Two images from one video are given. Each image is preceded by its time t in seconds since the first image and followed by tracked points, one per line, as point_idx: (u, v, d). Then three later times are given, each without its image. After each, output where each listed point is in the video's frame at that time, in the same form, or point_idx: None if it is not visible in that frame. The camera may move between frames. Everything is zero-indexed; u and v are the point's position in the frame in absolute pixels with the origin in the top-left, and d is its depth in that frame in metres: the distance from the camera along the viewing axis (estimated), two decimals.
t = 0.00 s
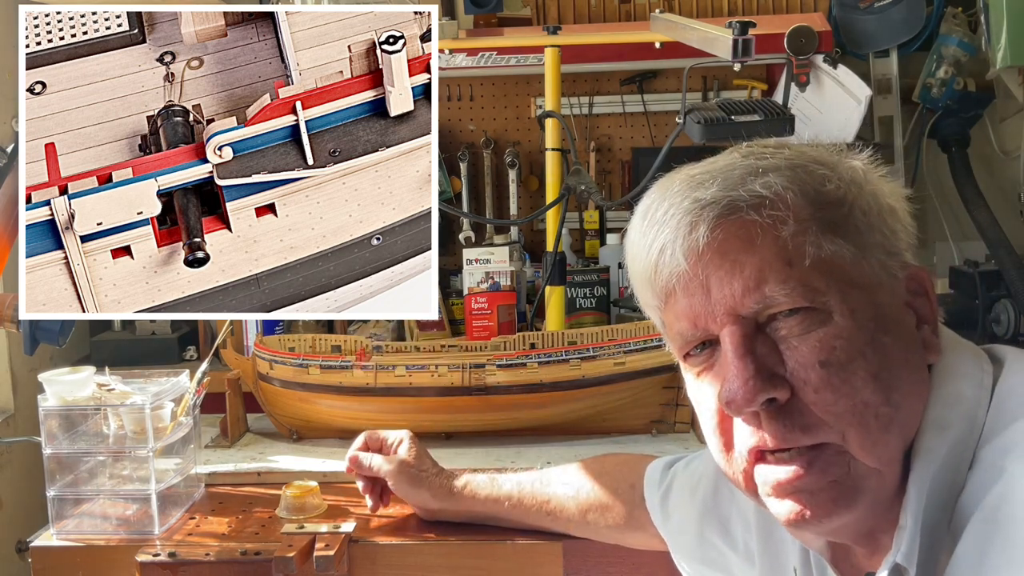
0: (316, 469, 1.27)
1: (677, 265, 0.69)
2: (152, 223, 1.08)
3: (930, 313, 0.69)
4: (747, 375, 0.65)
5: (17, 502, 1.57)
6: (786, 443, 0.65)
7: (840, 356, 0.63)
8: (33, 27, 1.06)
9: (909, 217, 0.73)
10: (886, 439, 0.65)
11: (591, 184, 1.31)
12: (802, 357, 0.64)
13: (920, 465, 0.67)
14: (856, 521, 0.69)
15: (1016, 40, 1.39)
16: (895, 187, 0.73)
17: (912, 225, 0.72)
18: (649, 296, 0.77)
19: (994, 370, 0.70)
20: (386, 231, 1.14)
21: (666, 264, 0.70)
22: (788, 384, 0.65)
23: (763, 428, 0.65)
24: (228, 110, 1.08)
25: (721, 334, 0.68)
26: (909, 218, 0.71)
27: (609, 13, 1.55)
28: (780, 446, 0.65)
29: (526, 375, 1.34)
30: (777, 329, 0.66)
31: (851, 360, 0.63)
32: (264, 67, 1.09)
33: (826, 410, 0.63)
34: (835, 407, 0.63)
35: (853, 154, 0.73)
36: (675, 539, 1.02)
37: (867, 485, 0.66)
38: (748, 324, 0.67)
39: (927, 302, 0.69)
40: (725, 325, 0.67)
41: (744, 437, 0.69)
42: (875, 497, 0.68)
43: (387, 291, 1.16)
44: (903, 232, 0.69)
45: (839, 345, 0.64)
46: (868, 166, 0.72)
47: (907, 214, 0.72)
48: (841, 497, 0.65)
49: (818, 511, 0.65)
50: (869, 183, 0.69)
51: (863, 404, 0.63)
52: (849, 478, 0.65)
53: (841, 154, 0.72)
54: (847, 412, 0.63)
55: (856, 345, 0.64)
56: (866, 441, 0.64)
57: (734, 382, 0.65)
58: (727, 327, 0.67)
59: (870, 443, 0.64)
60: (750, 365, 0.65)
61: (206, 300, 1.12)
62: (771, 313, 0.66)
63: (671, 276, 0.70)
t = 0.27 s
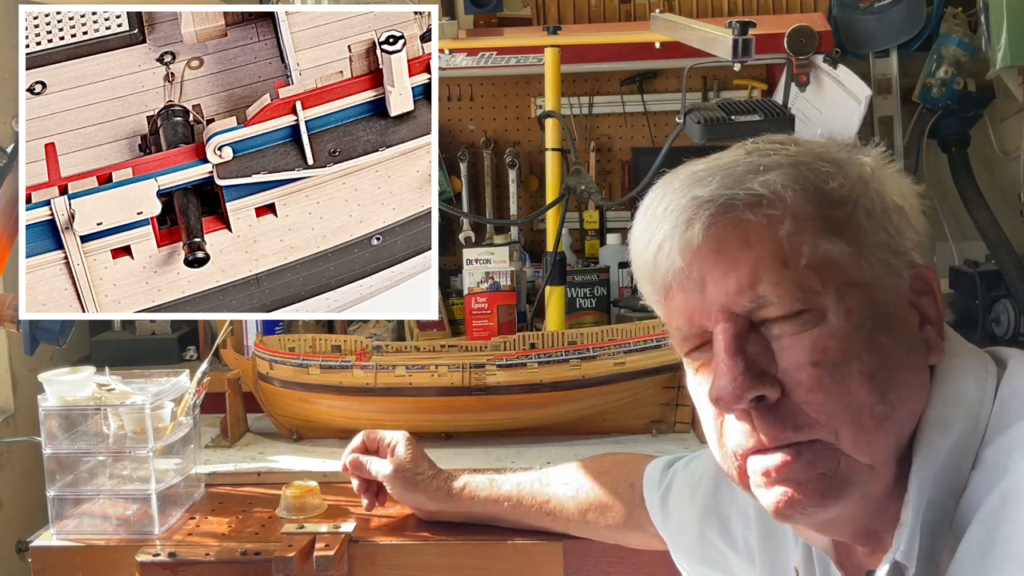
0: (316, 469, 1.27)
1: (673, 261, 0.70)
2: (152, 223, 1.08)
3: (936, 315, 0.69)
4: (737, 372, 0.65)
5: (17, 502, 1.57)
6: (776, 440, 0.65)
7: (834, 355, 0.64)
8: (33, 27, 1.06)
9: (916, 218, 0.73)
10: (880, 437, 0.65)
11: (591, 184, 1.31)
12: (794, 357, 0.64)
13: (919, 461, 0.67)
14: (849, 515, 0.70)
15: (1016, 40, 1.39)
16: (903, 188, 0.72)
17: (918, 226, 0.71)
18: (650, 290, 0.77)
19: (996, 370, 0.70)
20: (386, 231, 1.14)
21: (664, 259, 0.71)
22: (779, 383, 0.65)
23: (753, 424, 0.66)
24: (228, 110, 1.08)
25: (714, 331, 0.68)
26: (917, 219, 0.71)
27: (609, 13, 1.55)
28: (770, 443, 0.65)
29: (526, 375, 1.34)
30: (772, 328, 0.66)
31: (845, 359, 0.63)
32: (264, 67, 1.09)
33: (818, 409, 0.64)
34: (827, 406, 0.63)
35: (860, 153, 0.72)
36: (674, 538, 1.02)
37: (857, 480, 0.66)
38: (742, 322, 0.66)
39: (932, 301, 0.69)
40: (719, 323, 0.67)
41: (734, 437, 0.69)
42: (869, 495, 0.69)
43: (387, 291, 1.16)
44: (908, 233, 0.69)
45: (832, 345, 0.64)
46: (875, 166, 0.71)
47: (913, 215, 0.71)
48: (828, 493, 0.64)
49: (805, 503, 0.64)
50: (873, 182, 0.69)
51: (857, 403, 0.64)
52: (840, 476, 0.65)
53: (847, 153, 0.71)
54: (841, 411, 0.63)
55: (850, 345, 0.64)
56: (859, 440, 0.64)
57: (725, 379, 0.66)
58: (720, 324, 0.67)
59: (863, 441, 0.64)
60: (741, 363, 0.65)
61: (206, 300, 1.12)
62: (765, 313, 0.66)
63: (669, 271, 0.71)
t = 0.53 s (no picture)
0: (316, 469, 1.27)
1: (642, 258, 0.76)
2: (152, 223, 1.08)
3: (854, 371, 0.61)
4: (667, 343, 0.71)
5: (17, 502, 1.57)
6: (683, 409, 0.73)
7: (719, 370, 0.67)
8: (33, 27, 1.06)
9: (922, 251, 0.59)
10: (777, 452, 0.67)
11: (591, 184, 1.31)
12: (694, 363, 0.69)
13: (906, 454, 0.62)
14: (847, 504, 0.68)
15: (1016, 40, 1.38)
16: (898, 215, 0.59)
17: (904, 265, 0.59)
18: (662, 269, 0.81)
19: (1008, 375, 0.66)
20: (386, 231, 1.14)
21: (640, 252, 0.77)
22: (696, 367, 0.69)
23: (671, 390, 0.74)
24: (228, 111, 1.08)
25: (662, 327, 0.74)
26: (947, 248, 0.60)
27: (609, 13, 1.55)
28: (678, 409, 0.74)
29: (526, 375, 1.34)
30: (702, 323, 0.68)
31: (738, 366, 0.66)
32: (264, 67, 1.09)
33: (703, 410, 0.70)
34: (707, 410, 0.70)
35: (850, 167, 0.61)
36: (680, 537, 1.01)
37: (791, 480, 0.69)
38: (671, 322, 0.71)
39: (858, 351, 0.61)
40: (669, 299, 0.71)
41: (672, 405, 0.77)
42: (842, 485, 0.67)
43: (387, 291, 1.16)
44: (852, 278, 0.60)
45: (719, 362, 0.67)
46: (853, 188, 0.60)
47: (898, 252, 0.59)
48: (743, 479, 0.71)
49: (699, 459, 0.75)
50: (867, 197, 0.60)
51: (740, 405, 0.67)
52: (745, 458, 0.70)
53: (818, 171, 0.62)
54: (728, 406, 0.68)
55: (717, 367, 0.67)
56: (745, 438, 0.68)
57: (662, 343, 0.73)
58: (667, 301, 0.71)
59: (747, 441, 0.68)
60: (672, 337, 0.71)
61: (206, 300, 1.12)
62: (695, 307, 0.68)
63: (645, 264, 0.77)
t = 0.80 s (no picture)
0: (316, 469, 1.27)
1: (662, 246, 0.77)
2: (152, 223, 1.08)
3: (836, 376, 0.62)
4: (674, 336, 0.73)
5: (18, 502, 1.57)
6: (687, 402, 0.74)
7: (716, 364, 0.68)
8: (33, 27, 1.06)
9: (906, 260, 0.59)
10: (773, 448, 0.68)
11: (591, 184, 1.31)
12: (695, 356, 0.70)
13: (908, 451, 0.62)
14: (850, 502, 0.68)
15: (1016, 41, 1.39)
16: (883, 223, 0.58)
17: (887, 273, 0.59)
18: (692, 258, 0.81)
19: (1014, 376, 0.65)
20: (386, 231, 1.14)
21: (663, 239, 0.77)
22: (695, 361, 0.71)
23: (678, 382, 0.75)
24: (228, 111, 1.08)
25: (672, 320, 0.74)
26: (938, 255, 0.59)
27: (608, 13, 1.55)
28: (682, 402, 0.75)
29: (526, 375, 1.34)
30: (700, 318, 0.69)
31: (732, 364, 0.67)
32: (263, 67, 1.09)
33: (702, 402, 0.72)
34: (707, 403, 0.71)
35: (840, 172, 0.61)
36: (682, 536, 1.02)
37: (791, 476, 0.69)
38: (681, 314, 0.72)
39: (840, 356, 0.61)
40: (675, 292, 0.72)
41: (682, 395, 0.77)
42: (844, 481, 0.66)
43: (387, 291, 1.16)
44: (833, 284, 0.60)
45: (717, 356, 0.68)
46: (841, 194, 0.60)
47: (881, 261, 0.59)
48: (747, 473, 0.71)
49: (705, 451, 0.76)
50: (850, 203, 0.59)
51: (734, 400, 0.68)
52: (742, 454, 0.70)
53: (807, 176, 0.61)
54: (723, 400, 0.69)
55: (713, 364, 0.68)
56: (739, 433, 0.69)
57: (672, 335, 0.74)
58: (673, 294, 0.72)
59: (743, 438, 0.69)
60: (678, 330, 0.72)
61: (206, 300, 1.12)
62: (694, 302, 0.69)
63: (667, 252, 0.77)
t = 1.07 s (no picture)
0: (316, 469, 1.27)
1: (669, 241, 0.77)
2: (152, 223, 1.08)
3: (837, 375, 0.62)
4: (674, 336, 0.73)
5: (17, 502, 1.57)
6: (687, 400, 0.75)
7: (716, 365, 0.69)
8: (33, 26, 1.06)
9: (906, 259, 0.59)
10: (772, 448, 0.68)
11: (591, 184, 1.31)
12: (695, 355, 0.71)
13: (908, 449, 0.62)
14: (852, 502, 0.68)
15: (1016, 41, 1.39)
16: (883, 222, 0.58)
17: (886, 272, 0.59)
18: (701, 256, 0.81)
19: (1016, 375, 0.65)
20: (386, 231, 1.14)
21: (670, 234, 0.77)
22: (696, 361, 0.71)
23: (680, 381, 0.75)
24: (228, 111, 1.08)
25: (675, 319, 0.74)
26: (938, 253, 0.59)
27: (609, 14, 1.55)
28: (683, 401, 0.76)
29: (526, 375, 1.34)
30: (700, 319, 0.69)
31: (732, 364, 0.67)
32: (264, 67, 1.09)
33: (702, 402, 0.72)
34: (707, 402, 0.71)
35: (840, 171, 0.60)
36: (682, 535, 1.02)
37: (792, 476, 0.69)
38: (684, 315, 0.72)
39: (840, 355, 0.61)
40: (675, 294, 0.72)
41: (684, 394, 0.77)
42: (844, 481, 0.66)
43: (387, 291, 1.16)
44: (833, 283, 0.60)
45: (717, 357, 0.68)
46: (840, 193, 0.60)
47: (881, 260, 0.59)
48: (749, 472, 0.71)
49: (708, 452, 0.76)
50: (849, 203, 0.59)
51: (734, 401, 0.68)
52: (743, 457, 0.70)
53: (807, 175, 0.61)
54: (723, 402, 0.69)
55: (714, 363, 0.68)
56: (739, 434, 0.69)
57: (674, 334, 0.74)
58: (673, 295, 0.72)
59: (744, 439, 0.69)
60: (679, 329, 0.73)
61: (206, 300, 1.12)
62: (694, 302, 0.69)
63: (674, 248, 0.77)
